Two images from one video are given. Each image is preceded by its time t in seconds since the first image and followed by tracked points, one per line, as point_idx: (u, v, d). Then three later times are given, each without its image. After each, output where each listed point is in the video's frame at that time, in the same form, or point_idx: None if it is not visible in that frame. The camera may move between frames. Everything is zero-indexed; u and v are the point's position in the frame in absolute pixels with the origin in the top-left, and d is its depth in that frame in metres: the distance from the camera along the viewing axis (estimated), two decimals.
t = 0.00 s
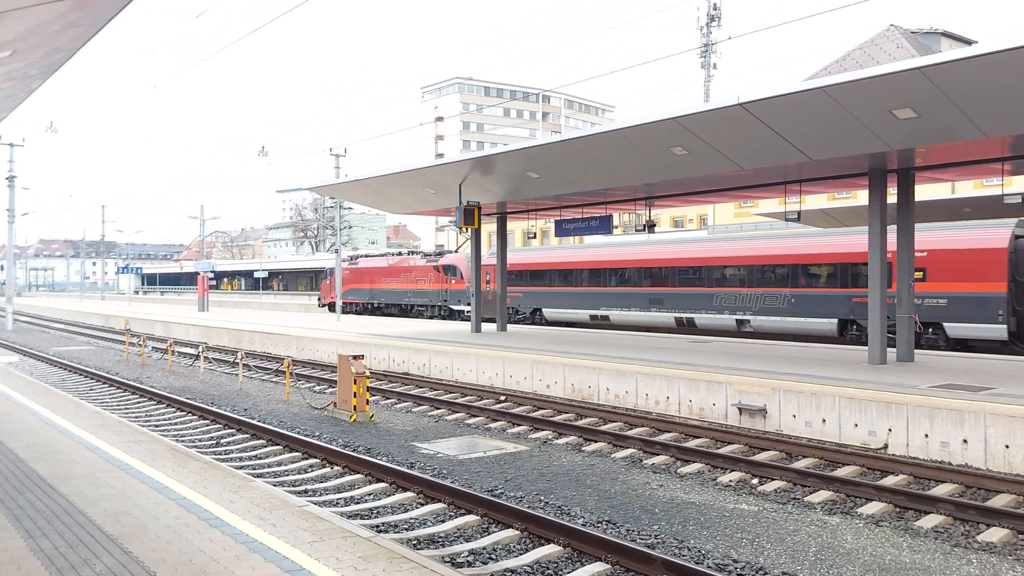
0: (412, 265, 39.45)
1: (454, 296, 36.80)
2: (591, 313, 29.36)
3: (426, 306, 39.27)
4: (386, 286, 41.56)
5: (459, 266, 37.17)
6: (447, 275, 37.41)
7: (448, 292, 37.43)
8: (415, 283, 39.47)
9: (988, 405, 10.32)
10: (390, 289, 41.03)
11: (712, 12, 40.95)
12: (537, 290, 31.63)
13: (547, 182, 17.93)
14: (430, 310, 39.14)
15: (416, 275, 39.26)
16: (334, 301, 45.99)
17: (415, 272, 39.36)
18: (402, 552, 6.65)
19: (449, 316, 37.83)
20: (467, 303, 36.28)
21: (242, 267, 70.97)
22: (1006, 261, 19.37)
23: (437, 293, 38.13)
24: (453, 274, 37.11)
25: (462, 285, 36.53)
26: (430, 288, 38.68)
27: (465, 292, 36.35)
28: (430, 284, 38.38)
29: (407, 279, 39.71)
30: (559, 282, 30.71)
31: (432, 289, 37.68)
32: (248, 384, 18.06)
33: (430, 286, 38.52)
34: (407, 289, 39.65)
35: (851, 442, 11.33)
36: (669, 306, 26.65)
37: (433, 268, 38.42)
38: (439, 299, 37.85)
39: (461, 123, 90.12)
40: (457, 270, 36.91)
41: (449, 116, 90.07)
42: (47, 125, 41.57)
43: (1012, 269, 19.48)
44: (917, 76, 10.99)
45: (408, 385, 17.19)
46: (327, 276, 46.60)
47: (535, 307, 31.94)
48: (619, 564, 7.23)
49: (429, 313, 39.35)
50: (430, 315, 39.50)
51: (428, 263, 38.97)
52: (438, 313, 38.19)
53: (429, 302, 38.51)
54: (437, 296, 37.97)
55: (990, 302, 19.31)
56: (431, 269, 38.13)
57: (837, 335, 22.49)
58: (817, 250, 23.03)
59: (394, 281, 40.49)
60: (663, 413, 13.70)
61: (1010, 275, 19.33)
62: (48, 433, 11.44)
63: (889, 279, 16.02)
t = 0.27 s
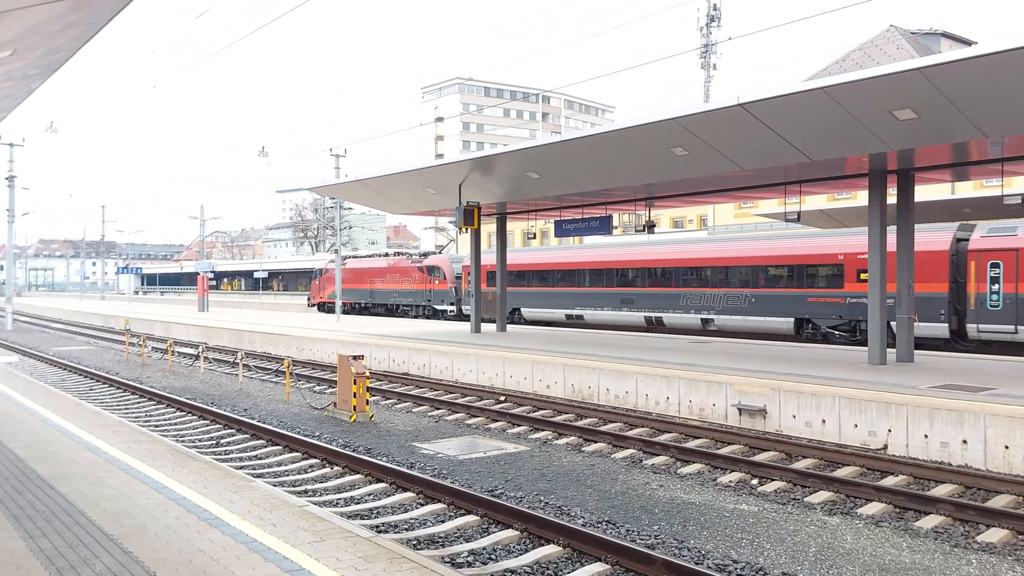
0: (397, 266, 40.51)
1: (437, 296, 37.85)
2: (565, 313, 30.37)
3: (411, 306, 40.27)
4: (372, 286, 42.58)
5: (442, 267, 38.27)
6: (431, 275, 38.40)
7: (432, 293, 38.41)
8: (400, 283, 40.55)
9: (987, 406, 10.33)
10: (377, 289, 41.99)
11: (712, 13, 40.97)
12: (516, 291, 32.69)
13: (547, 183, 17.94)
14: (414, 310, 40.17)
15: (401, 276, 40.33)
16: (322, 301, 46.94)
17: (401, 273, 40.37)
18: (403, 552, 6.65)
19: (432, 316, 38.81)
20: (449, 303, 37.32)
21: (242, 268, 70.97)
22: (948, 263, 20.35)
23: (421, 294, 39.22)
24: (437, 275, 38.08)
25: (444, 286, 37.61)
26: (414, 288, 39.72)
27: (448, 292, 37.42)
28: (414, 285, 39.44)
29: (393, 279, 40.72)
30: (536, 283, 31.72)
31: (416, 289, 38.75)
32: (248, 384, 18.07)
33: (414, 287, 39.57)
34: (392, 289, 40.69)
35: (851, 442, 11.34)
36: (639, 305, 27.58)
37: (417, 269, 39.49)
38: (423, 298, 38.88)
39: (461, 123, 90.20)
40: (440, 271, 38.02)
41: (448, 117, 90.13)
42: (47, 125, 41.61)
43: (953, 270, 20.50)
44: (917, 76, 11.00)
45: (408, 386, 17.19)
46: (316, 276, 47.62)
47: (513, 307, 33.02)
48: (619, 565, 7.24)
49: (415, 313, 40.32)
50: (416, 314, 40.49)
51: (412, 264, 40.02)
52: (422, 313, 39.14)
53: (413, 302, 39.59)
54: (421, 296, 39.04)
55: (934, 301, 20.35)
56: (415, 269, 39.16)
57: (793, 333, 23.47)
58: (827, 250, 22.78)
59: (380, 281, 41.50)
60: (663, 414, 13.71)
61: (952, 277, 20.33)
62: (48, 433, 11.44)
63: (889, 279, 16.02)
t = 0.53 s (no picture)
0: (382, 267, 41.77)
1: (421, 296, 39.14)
2: (540, 313, 31.59)
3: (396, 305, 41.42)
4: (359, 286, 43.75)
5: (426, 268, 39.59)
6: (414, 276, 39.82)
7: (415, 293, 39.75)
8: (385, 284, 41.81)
9: (986, 406, 10.33)
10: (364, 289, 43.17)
11: (711, 13, 40.96)
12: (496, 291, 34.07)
13: (547, 183, 17.94)
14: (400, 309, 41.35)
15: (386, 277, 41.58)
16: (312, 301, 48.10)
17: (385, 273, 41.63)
18: (403, 553, 6.65)
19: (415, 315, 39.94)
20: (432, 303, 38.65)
21: (241, 267, 70.93)
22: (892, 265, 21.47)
23: (406, 294, 40.54)
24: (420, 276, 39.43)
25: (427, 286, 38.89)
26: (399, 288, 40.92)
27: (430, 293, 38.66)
28: (399, 285, 40.72)
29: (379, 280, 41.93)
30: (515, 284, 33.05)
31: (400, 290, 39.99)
32: (247, 384, 18.07)
33: (399, 287, 40.77)
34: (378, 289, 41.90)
35: (850, 442, 11.34)
36: (609, 305, 28.77)
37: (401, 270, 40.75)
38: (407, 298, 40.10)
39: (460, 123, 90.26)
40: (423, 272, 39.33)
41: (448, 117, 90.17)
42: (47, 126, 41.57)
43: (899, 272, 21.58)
44: (915, 77, 11.02)
45: (408, 386, 17.18)
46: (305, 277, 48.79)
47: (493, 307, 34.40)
48: (618, 565, 7.24)
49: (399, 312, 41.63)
50: (401, 314, 41.73)
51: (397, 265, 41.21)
52: (407, 312, 40.39)
53: (398, 302, 40.90)
54: (405, 296, 40.35)
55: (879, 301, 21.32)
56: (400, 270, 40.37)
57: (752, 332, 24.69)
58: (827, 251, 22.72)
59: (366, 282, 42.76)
60: (662, 414, 13.71)
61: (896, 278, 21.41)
62: (47, 433, 11.44)
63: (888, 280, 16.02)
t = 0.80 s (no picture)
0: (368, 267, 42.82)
1: (405, 296, 40.22)
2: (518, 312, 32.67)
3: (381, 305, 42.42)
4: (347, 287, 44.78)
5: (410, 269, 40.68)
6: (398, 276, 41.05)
7: (399, 293, 41.05)
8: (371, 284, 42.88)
9: (985, 407, 10.33)
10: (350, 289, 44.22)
11: (711, 13, 40.99)
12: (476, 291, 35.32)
13: (546, 184, 17.94)
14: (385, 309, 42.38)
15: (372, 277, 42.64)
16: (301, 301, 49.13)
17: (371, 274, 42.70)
18: (403, 553, 6.65)
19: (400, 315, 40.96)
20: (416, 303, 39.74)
21: (241, 268, 70.84)
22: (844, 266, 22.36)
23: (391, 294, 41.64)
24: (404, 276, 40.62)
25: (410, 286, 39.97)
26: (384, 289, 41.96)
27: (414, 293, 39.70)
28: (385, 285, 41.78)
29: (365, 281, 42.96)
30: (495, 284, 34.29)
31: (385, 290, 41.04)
32: (247, 385, 18.07)
33: (384, 287, 41.77)
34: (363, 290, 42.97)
35: (850, 443, 11.34)
36: (582, 304, 29.80)
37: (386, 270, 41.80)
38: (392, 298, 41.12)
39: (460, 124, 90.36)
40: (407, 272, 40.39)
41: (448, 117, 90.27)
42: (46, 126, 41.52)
43: (851, 273, 22.46)
44: (915, 78, 11.02)
45: (407, 386, 17.19)
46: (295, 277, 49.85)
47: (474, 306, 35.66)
48: (618, 565, 7.23)
49: (385, 312, 42.65)
50: (386, 314, 42.75)
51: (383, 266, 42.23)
52: (392, 312, 41.49)
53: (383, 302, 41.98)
54: (390, 296, 41.41)
55: (833, 302, 22.29)
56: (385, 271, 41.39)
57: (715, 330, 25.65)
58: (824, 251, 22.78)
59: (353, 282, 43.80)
60: (661, 415, 13.71)
61: (848, 278, 22.29)
62: (47, 433, 11.43)
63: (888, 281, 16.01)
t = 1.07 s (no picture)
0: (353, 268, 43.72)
1: (389, 295, 41.11)
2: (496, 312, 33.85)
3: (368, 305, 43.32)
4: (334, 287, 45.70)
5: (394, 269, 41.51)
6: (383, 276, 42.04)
7: (384, 293, 41.90)
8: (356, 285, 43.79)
9: (985, 408, 10.34)
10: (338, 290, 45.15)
11: (712, 14, 40.98)
12: (457, 292, 36.37)
13: (547, 184, 17.94)
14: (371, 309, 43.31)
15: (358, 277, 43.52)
16: (291, 301, 50.08)
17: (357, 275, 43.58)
18: (403, 554, 6.65)
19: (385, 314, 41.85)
20: (400, 303, 40.59)
21: (243, 268, 70.88)
22: (795, 266, 23.43)
23: (376, 294, 42.55)
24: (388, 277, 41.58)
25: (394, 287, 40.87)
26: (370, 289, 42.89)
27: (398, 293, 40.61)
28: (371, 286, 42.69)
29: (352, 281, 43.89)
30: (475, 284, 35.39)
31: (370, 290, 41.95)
32: (248, 385, 18.07)
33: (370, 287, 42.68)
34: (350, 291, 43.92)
35: (850, 444, 11.34)
36: (555, 304, 30.87)
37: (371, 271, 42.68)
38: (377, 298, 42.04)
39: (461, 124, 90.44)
40: (391, 273, 41.26)
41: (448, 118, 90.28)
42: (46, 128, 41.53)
43: (801, 274, 23.45)
44: (916, 79, 11.02)
45: (408, 387, 17.20)
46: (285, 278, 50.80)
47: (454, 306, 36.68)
48: (618, 566, 7.23)
49: (370, 312, 43.55)
50: (371, 314, 43.65)
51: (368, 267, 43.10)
52: (377, 312, 42.41)
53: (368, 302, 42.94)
54: (374, 296, 42.34)
55: (784, 300, 23.43)
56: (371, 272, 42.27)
57: (677, 328, 26.79)
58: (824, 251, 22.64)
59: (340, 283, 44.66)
60: (662, 416, 13.70)
61: (797, 279, 23.29)
62: (48, 434, 11.45)
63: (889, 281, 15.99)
